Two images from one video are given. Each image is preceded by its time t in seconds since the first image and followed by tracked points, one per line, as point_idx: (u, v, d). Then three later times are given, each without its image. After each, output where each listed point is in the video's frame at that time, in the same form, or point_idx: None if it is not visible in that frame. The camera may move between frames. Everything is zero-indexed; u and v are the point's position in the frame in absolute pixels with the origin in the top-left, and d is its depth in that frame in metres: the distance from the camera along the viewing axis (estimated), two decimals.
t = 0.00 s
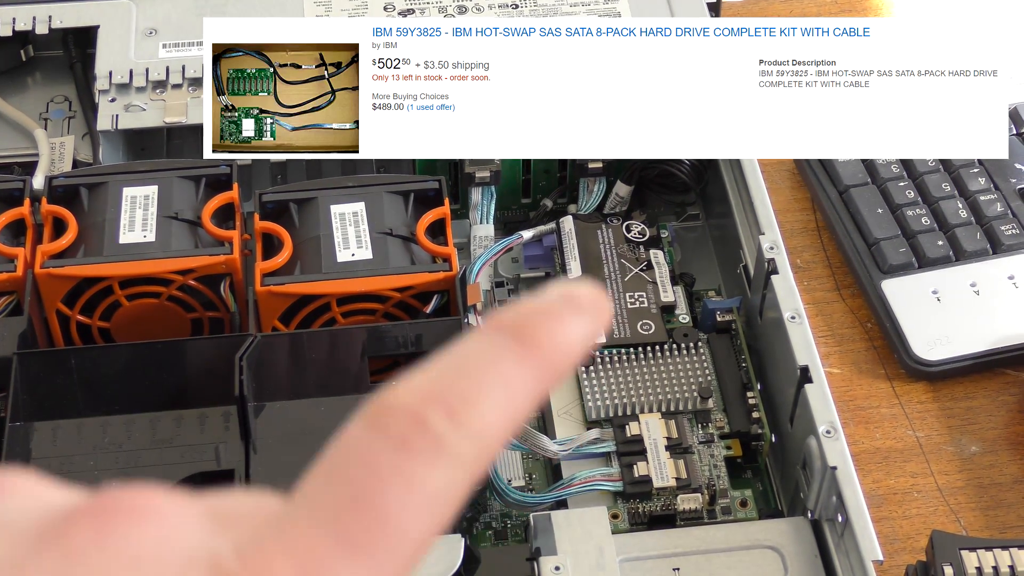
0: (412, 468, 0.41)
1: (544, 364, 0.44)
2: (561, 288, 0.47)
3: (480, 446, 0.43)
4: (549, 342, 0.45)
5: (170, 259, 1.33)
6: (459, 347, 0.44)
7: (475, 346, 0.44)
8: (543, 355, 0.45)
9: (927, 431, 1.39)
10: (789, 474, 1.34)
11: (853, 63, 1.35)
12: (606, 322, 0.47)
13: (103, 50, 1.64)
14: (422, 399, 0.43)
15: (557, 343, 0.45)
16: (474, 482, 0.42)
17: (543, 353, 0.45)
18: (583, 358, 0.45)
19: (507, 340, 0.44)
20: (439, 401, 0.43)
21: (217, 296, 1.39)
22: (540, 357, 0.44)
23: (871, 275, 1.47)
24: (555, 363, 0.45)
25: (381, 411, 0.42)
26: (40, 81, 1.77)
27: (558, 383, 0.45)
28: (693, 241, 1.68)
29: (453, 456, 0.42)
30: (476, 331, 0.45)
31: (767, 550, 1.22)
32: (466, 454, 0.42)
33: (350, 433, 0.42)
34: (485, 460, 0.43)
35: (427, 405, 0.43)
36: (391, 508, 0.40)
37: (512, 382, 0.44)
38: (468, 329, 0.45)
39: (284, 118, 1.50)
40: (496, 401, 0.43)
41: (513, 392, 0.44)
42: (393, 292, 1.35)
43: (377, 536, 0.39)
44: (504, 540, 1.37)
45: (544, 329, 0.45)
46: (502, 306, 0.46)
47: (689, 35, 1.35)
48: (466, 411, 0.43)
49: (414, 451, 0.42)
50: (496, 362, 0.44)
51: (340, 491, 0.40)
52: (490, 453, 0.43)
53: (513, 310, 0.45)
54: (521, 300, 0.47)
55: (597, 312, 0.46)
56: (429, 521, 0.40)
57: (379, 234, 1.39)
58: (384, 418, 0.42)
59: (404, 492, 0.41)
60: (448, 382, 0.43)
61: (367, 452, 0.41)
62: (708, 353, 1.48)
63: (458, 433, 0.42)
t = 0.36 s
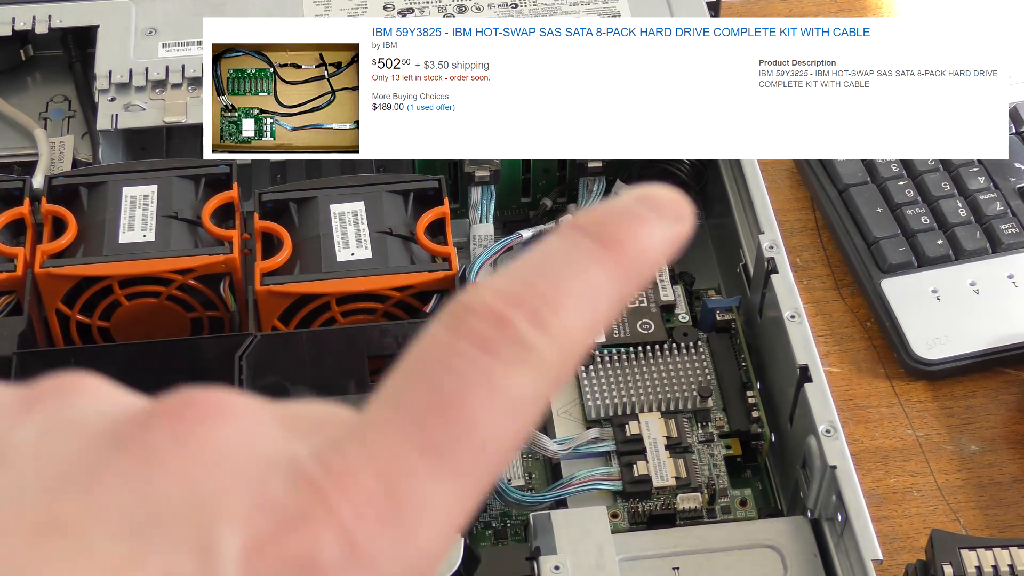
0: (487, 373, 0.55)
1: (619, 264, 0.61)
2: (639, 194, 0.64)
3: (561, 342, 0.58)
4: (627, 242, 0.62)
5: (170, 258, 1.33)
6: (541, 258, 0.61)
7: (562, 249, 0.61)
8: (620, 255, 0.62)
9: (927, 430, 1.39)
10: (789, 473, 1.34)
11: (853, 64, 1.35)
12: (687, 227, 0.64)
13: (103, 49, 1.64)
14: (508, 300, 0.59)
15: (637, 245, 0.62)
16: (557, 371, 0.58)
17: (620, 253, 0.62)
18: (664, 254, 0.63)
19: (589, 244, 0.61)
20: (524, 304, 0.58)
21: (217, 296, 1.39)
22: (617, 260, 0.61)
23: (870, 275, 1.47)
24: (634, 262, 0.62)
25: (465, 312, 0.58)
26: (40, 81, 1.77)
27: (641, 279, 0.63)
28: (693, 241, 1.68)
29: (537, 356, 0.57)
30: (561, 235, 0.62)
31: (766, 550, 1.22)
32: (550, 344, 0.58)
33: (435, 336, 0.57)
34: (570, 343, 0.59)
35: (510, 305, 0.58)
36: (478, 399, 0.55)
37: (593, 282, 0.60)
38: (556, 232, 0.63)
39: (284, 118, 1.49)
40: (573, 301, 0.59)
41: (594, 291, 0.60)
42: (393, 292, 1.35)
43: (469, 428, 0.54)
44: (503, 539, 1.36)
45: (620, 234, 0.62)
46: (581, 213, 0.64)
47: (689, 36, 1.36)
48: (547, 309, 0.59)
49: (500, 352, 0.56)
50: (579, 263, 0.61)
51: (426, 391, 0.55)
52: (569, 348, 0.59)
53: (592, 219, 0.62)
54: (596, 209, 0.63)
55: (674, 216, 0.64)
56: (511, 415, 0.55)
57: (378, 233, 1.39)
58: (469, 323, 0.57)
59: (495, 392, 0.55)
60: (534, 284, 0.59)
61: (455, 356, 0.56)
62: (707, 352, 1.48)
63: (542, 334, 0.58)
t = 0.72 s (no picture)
0: None
1: (673, 479, 0.52)
2: (698, 399, 0.55)
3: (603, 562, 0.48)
4: (684, 453, 0.52)
5: (169, 260, 1.33)
6: (592, 460, 0.51)
7: (609, 456, 0.52)
8: (676, 467, 0.52)
9: (926, 430, 1.39)
10: (789, 473, 1.34)
11: (853, 63, 1.35)
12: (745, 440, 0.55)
13: (102, 50, 1.64)
14: (555, 512, 0.48)
15: (693, 456, 0.53)
16: None
17: (677, 465, 0.52)
18: (720, 469, 0.53)
19: (641, 450, 0.52)
20: (567, 517, 0.48)
21: (215, 297, 1.39)
22: (672, 472, 0.52)
23: (869, 275, 1.47)
24: (687, 474, 0.52)
25: (506, 520, 0.48)
26: (39, 81, 1.77)
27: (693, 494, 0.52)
28: (691, 241, 1.68)
29: None
30: (613, 442, 0.52)
31: (766, 551, 1.22)
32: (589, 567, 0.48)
33: (468, 543, 0.48)
34: (615, 568, 0.48)
35: (554, 518, 0.48)
36: None
37: (642, 495, 0.50)
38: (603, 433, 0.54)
39: (284, 118, 1.50)
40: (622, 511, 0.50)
41: (642, 506, 0.50)
42: (392, 293, 1.35)
43: None
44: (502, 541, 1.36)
45: (678, 443, 0.53)
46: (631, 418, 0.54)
47: (689, 36, 1.35)
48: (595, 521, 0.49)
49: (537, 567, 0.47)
50: (627, 474, 0.51)
51: None
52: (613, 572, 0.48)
53: (648, 424, 0.53)
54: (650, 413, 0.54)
55: (736, 427, 0.55)
56: None
57: (377, 234, 1.39)
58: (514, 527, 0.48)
59: None
60: (578, 494, 0.49)
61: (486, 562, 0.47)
62: (707, 352, 1.48)
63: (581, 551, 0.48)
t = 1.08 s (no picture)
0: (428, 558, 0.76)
1: (545, 498, 0.79)
2: (577, 431, 0.83)
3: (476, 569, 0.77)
4: (558, 477, 0.80)
5: (166, 260, 1.33)
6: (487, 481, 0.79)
7: (497, 478, 0.80)
8: (550, 491, 0.80)
9: (926, 430, 1.39)
10: (788, 473, 1.33)
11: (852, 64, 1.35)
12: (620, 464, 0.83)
13: (100, 50, 1.64)
14: (433, 527, 0.78)
15: (568, 480, 0.80)
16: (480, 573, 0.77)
17: (548, 489, 0.79)
18: (590, 488, 0.80)
19: (522, 478, 0.80)
20: (447, 532, 0.77)
21: (214, 297, 1.38)
22: (550, 491, 0.79)
23: (867, 274, 1.47)
24: (560, 498, 0.80)
25: (392, 537, 0.77)
26: (36, 81, 1.76)
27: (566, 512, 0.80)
28: (690, 240, 1.68)
29: None
30: (501, 466, 0.80)
31: (765, 551, 1.22)
32: (481, 552, 0.77)
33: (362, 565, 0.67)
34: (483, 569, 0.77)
35: (435, 534, 0.77)
36: None
37: (522, 511, 0.79)
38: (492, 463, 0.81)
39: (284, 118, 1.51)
40: (502, 523, 0.78)
41: (520, 520, 0.79)
42: (390, 293, 1.35)
43: None
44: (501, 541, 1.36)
45: (551, 468, 0.80)
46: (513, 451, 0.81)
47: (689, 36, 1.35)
48: (478, 524, 0.78)
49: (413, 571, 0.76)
50: (511, 492, 0.79)
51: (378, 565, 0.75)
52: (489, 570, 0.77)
53: (527, 452, 0.81)
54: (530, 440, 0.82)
55: (607, 452, 0.82)
56: None
57: (376, 234, 1.39)
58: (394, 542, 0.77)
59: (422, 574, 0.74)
60: (463, 508, 0.78)
61: (374, 566, 0.76)
62: (706, 352, 1.48)
63: (460, 561, 0.77)
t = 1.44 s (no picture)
0: (376, 401, 0.48)
1: (491, 342, 0.51)
2: (516, 270, 0.53)
3: (423, 418, 0.49)
4: (502, 319, 0.51)
5: (164, 260, 1.33)
6: (409, 332, 0.51)
7: (429, 323, 0.51)
8: (489, 334, 0.51)
9: (925, 430, 1.39)
10: (788, 473, 1.33)
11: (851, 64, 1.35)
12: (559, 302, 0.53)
13: (98, 49, 1.64)
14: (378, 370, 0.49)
15: (506, 322, 0.51)
16: (421, 447, 0.50)
17: (490, 331, 0.51)
18: (537, 334, 0.52)
19: (458, 320, 0.51)
20: (392, 375, 0.49)
21: (212, 297, 1.38)
22: (487, 336, 0.51)
23: (867, 273, 1.46)
24: (501, 342, 0.51)
25: (335, 380, 0.49)
26: (35, 81, 1.76)
27: (510, 357, 0.52)
28: (690, 239, 1.69)
29: (399, 429, 0.49)
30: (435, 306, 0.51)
31: (764, 551, 1.22)
32: (415, 417, 0.49)
33: (304, 401, 0.49)
34: (436, 421, 0.50)
35: (378, 376, 0.49)
36: (337, 473, 0.47)
37: (459, 358, 0.50)
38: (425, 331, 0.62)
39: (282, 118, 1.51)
40: (442, 374, 0.50)
41: (460, 367, 0.50)
42: (389, 293, 1.34)
43: (326, 494, 0.47)
44: (500, 540, 1.37)
45: (495, 305, 0.51)
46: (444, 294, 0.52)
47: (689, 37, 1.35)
48: (416, 382, 0.49)
49: (361, 422, 0.48)
50: (443, 338, 0.50)
51: (291, 455, 0.47)
52: (435, 422, 0.50)
53: (465, 291, 0.52)
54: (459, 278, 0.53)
55: (547, 294, 0.52)
56: (371, 488, 0.48)
57: (374, 234, 1.39)
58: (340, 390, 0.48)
59: (351, 463, 0.47)
60: (402, 358, 0.50)
61: (322, 424, 0.48)
62: (706, 352, 1.48)
63: (408, 407, 0.49)
